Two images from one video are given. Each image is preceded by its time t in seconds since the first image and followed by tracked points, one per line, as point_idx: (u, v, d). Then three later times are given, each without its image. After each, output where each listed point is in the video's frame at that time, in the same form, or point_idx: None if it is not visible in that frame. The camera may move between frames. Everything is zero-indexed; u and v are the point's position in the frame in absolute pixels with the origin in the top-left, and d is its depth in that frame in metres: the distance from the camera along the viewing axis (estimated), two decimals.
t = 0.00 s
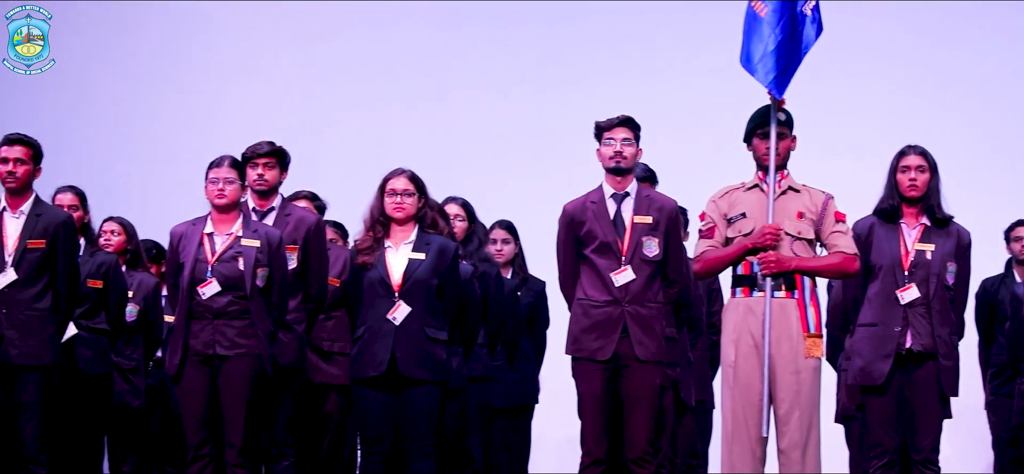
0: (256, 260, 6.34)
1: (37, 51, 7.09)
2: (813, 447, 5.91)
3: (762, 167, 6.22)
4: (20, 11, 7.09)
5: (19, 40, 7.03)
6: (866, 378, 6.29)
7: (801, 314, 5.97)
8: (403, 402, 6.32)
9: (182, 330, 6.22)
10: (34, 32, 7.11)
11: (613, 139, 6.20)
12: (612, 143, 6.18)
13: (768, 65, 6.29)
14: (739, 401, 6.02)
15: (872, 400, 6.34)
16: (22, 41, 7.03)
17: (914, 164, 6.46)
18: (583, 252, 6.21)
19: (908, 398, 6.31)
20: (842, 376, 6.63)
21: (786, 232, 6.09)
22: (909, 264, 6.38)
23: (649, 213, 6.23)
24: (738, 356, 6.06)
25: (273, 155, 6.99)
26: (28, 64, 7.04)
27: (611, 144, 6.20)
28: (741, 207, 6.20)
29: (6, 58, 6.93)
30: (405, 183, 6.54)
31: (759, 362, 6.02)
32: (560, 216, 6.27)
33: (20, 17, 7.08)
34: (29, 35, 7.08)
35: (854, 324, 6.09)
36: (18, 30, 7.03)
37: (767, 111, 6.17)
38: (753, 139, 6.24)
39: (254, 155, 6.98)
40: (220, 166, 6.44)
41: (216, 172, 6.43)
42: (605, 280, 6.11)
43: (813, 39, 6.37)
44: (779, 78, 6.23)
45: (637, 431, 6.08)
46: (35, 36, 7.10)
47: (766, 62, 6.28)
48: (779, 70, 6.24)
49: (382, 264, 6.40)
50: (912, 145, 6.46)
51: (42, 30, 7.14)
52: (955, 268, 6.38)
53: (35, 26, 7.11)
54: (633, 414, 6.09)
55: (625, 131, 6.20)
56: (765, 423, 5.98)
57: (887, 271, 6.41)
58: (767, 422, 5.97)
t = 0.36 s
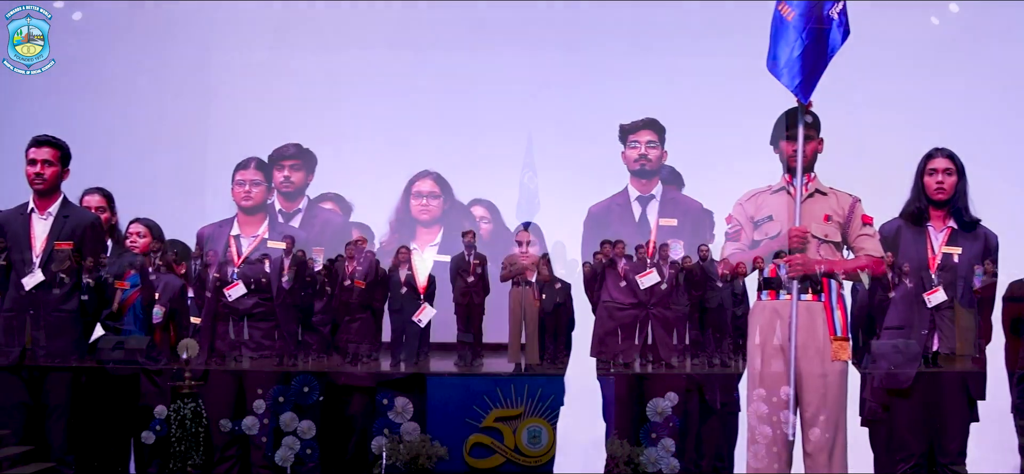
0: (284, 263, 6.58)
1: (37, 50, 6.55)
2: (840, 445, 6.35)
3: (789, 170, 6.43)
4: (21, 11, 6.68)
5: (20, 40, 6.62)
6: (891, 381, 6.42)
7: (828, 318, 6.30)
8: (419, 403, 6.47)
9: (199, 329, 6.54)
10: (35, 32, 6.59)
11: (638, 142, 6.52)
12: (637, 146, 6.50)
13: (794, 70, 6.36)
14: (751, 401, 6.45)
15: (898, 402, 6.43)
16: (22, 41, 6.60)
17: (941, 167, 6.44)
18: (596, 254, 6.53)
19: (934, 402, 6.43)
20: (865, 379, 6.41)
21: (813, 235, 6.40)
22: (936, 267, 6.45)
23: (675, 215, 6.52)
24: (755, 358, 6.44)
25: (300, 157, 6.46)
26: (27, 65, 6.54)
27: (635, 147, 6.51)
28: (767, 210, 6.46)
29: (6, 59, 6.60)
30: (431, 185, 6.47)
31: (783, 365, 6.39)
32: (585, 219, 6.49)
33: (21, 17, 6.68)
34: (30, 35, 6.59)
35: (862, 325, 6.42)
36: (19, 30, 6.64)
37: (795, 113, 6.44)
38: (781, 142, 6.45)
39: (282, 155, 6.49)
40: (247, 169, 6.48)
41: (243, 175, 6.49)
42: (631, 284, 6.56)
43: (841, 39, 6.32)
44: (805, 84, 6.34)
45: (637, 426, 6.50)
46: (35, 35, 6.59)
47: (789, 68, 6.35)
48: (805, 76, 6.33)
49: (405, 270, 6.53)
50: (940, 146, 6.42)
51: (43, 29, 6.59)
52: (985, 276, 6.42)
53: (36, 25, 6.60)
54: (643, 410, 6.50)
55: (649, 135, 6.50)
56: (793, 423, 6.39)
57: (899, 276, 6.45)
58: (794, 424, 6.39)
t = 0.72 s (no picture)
0: (353, 269, 7.45)
1: (37, 50, 7.26)
2: (869, 447, 6.56)
3: (817, 170, 6.92)
4: (20, 12, 7.32)
5: (19, 40, 7.28)
6: (920, 383, 6.58)
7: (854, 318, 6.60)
8: (418, 403, 6.71)
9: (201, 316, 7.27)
10: (35, 32, 7.26)
11: (663, 144, 7.36)
12: (661, 147, 7.34)
13: (817, 69, 6.81)
14: (758, 405, 6.72)
15: (927, 404, 6.59)
16: (21, 41, 7.27)
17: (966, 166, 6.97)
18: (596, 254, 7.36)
19: (963, 403, 6.59)
20: (896, 380, 6.60)
21: (841, 235, 6.82)
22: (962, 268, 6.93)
23: (700, 215, 7.30)
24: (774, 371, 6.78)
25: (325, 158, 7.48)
26: (28, 64, 7.24)
27: (660, 148, 7.36)
28: (796, 210, 6.95)
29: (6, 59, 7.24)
30: (456, 187, 7.47)
31: (812, 369, 6.60)
32: (609, 218, 7.36)
33: (20, 17, 7.32)
34: (29, 35, 7.27)
35: (888, 327, 6.76)
36: (17, 30, 7.28)
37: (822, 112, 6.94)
38: (807, 142, 6.99)
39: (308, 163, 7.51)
40: (271, 172, 7.44)
41: (267, 177, 7.43)
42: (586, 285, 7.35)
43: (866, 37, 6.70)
44: (829, 84, 6.80)
45: (638, 426, 6.71)
46: (35, 35, 7.26)
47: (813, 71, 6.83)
48: (829, 75, 6.78)
49: (404, 271, 7.50)
50: (965, 146, 6.97)
51: (43, 30, 7.27)
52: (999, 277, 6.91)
53: (36, 26, 7.26)
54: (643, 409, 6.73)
55: (673, 136, 7.35)
56: (821, 425, 6.64)
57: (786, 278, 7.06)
58: (824, 427, 6.64)
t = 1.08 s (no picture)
0: (353, 269, 7.62)
1: (35, 52, 8.88)
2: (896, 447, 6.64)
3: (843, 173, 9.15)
4: (20, 14, 8.65)
5: (19, 40, 8.69)
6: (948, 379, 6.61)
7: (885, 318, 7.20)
8: (419, 404, 6.66)
9: (202, 315, 7.72)
10: (33, 33, 8.76)
11: (690, 143, 9.91)
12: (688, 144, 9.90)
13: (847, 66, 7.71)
14: (758, 405, 6.70)
15: (954, 403, 6.59)
16: (21, 43, 8.71)
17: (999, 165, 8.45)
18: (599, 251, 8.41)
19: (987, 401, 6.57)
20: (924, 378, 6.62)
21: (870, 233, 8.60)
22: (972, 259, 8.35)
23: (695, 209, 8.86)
24: (775, 374, 6.80)
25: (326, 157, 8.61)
26: (26, 65, 8.88)
27: (688, 146, 9.91)
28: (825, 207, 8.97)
29: (9, 58, 8.73)
30: (481, 183, 10.04)
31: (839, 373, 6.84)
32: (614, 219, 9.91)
33: (21, 18, 8.65)
34: (28, 36, 8.74)
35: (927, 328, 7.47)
36: (18, 31, 8.64)
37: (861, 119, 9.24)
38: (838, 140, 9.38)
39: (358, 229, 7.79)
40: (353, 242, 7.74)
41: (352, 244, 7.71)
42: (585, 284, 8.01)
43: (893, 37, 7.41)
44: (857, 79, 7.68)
45: (639, 426, 6.65)
46: (33, 36, 8.77)
47: (845, 67, 7.75)
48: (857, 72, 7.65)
49: (402, 270, 7.75)
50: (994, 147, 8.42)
51: (38, 30, 8.77)
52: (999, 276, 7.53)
53: (34, 27, 8.74)
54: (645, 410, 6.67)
55: (701, 136, 9.90)
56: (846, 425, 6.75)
57: (785, 279, 7.69)
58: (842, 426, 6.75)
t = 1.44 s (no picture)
0: (352, 269, 7.31)
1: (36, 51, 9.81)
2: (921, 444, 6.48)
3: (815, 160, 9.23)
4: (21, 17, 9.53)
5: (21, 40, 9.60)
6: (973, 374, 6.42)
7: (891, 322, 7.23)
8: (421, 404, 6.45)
9: (202, 316, 7.32)
10: (34, 33, 9.65)
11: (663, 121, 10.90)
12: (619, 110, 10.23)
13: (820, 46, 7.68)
14: (759, 406, 6.45)
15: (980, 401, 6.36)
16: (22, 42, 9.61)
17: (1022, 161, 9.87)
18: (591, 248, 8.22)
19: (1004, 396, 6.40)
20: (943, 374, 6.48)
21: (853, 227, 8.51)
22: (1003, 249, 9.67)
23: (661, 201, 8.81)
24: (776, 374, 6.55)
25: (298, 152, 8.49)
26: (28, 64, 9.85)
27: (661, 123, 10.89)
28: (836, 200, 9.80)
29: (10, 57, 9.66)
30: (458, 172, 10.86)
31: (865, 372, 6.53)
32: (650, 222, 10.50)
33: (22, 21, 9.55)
34: (28, 36, 9.64)
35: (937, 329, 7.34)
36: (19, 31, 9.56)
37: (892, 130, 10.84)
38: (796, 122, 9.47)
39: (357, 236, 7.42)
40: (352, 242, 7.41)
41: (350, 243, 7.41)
42: (586, 284, 7.72)
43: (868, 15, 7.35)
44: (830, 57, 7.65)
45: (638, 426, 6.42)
46: (33, 37, 9.66)
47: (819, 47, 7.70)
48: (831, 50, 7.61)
49: (402, 270, 7.47)
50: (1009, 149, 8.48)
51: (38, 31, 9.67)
52: (1004, 277, 7.32)
53: (34, 28, 9.63)
54: (644, 411, 6.43)
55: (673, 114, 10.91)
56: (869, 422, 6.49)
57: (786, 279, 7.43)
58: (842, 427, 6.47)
